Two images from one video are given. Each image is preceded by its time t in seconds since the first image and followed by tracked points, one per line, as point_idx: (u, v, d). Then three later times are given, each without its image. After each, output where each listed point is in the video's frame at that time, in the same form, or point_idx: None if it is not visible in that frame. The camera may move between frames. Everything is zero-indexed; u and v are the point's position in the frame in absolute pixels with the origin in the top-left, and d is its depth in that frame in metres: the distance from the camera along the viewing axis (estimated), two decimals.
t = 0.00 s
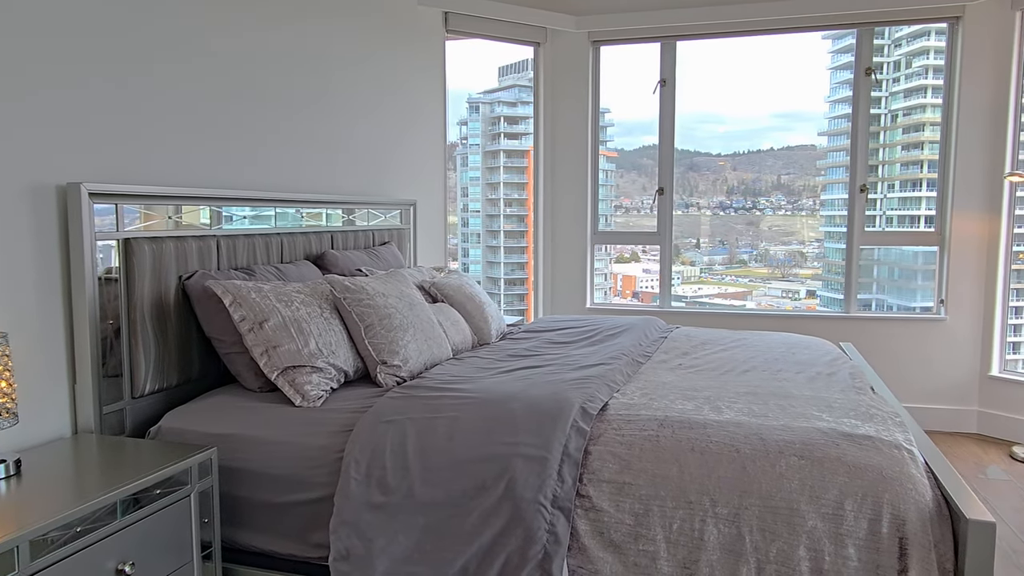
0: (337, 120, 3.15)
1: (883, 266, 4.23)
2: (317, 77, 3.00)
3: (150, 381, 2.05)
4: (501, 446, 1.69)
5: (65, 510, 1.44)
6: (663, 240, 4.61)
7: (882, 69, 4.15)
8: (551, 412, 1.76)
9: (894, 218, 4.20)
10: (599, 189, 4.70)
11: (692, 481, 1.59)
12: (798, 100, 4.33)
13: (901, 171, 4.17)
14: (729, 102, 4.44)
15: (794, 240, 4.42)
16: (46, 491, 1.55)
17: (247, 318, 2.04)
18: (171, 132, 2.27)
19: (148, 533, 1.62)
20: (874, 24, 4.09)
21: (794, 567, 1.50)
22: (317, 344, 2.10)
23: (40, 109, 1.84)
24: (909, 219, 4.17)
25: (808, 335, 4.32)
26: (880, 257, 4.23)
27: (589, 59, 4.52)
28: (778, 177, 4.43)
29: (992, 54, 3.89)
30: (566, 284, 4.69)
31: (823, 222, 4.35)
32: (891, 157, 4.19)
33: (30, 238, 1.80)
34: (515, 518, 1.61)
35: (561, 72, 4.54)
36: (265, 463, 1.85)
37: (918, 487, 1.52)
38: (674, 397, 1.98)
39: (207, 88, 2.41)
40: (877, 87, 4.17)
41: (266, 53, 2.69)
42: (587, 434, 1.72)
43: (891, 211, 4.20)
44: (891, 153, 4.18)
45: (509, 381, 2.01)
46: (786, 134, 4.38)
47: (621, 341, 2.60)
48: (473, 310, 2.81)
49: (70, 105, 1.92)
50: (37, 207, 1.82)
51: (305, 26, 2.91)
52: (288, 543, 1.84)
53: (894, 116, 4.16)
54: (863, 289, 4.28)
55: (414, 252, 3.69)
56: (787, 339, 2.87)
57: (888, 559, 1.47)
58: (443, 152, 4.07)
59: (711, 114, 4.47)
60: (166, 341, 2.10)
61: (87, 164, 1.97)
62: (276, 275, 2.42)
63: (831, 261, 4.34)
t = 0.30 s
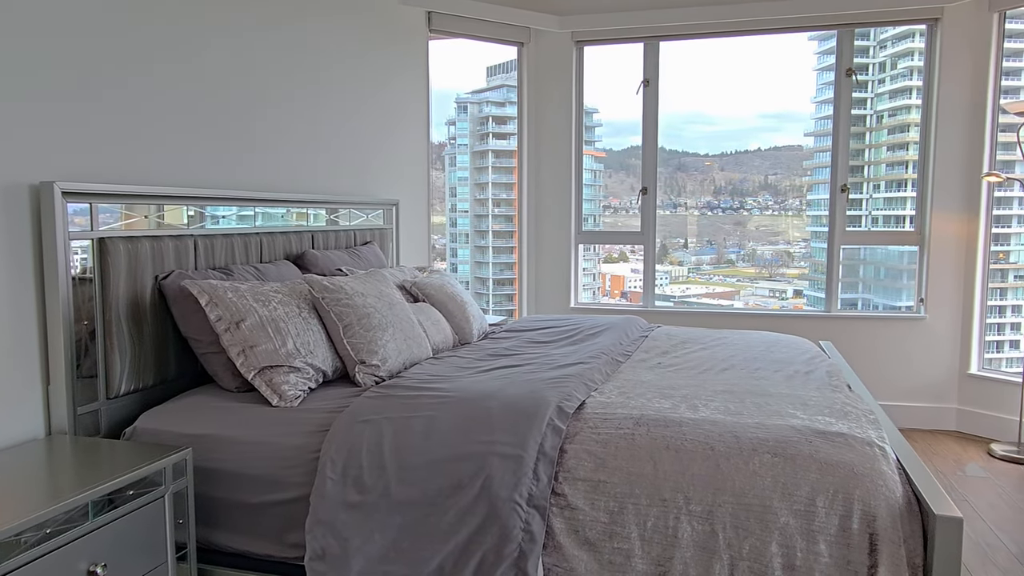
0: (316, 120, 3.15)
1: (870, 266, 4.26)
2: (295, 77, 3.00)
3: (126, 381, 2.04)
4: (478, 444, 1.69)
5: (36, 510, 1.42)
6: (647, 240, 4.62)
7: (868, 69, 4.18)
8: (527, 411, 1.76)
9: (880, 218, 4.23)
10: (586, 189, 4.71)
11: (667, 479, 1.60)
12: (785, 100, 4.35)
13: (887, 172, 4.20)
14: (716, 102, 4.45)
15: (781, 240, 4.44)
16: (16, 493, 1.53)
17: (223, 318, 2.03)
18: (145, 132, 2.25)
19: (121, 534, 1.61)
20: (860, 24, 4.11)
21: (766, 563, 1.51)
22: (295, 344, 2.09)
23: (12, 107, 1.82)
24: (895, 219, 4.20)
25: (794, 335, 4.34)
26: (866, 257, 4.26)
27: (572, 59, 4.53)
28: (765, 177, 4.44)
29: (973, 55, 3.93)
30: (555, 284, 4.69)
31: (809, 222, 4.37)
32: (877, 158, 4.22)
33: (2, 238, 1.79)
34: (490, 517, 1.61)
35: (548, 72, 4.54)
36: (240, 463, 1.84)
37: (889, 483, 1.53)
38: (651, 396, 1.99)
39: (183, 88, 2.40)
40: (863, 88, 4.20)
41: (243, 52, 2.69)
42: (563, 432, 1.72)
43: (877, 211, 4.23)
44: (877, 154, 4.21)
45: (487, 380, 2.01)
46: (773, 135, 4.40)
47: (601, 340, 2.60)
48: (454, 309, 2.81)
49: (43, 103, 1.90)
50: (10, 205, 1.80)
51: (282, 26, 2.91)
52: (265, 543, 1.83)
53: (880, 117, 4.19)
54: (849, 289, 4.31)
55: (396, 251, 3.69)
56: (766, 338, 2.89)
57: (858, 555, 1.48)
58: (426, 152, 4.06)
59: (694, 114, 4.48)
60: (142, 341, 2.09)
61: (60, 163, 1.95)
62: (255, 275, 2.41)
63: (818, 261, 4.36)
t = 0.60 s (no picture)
0: (294, 120, 3.14)
1: (855, 266, 4.30)
2: (272, 76, 2.99)
3: (102, 382, 2.02)
4: (454, 443, 1.69)
5: (7, 511, 1.41)
6: (630, 239, 4.64)
7: (853, 70, 4.22)
8: (504, 410, 1.76)
9: (866, 218, 4.26)
10: (574, 188, 4.71)
11: (642, 477, 1.60)
12: (770, 101, 4.37)
13: (873, 172, 4.23)
14: (702, 103, 4.47)
15: (768, 240, 4.46)
16: None
17: (200, 318, 2.02)
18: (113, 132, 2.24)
19: (94, 535, 1.60)
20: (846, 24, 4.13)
21: (741, 560, 1.52)
22: (273, 344, 2.08)
23: None
24: (881, 219, 4.24)
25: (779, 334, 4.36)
26: (852, 257, 4.29)
27: (556, 58, 4.54)
28: (752, 177, 4.46)
29: (952, 55, 3.97)
30: (543, 284, 4.69)
31: (796, 222, 4.40)
32: (862, 158, 4.25)
33: None
34: (466, 516, 1.61)
35: (534, 72, 4.54)
36: (217, 464, 1.83)
37: (861, 480, 1.55)
38: (628, 394, 2.00)
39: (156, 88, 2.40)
40: (849, 89, 4.23)
41: (219, 52, 2.68)
42: (540, 431, 1.72)
43: (863, 211, 4.26)
44: (862, 154, 4.24)
45: (465, 380, 2.01)
46: (760, 135, 4.41)
47: (581, 339, 2.61)
48: (436, 309, 2.80)
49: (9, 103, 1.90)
50: None
51: (259, 25, 2.90)
52: (242, 543, 1.82)
53: (866, 118, 4.23)
54: (835, 289, 4.34)
55: (379, 251, 3.69)
56: (747, 336, 2.90)
57: (831, 551, 1.49)
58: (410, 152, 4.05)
59: (677, 115, 4.51)
60: (118, 342, 2.07)
61: (26, 163, 1.95)
62: (234, 274, 2.40)
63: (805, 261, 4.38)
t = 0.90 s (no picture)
0: (275, 118, 3.13)
1: (843, 265, 4.32)
2: (255, 75, 2.98)
3: (79, 382, 2.01)
4: (434, 442, 1.69)
5: None
6: (616, 239, 4.66)
7: (840, 71, 4.25)
8: (484, 408, 1.76)
9: (853, 218, 4.29)
10: (563, 188, 4.72)
11: (621, 475, 1.61)
12: (756, 101, 4.39)
13: (859, 172, 4.26)
14: (690, 103, 4.48)
15: (756, 240, 4.47)
16: None
17: (178, 317, 2.01)
18: (86, 131, 2.22)
19: (69, 536, 1.58)
20: (832, 25, 4.15)
21: (718, 557, 1.53)
22: (253, 343, 2.07)
23: None
24: (868, 219, 4.27)
25: (766, 334, 4.38)
26: (839, 256, 4.32)
27: (542, 58, 4.54)
28: (740, 178, 4.47)
29: (934, 56, 4.01)
30: (533, 284, 4.69)
31: (783, 222, 4.42)
32: (849, 159, 4.28)
33: None
34: (445, 514, 1.61)
35: (522, 72, 4.54)
36: (194, 464, 1.82)
37: (837, 476, 1.56)
38: (609, 393, 2.00)
39: (134, 87, 2.38)
40: (835, 90, 4.26)
41: (200, 51, 2.66)
42: (519, 429, 1.73)
43: (849, 211, 4.29)
44: (849, 155, 4.27)
45: (445, 378, 2.01)
46: (749, 136, 4.43)
47: (563, 338, 2.62)
48: (419, 308, 2.80)
49: None
50: None
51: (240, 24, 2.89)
52: (220, 544, 1.81)
53: (852, 118, 4.26)
54: (822, 288, 4.36)
55: (364, 250, 3.69)
56: (728, 335, 2.92)
57: (807, 547, 1.50)
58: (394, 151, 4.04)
59: (663, 115, 4.53)
60: (95, 342, 2.05)
61: None
62: (214, 273, 2.38)
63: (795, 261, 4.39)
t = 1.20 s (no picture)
0: (255, 117, 3.12)
1: (829, 265, 4.35)
2: (231, 73, 2.97)
3: (54, 383, 1.98)
4: (411, 442, 1.68)
5: None
6: (601, 238, 4.66)
7: (826, 73, 4.28)
8: (462, 408, 1.76)
9: (839, 218, 4.32)
10: (551, 189, 4.72)
11: (598, 473, 1.61)
12: (742, 101, 4.41)
13: (846, 172, 4.29)
14: (677, 103, 4.50)
15: (744, 240, 4.49)
16: None
17: (154, 317, 2.00)
18: (44, 129, 2.21)
19: (42, 538, 1.56)
20: (818, 26, 4.18)
21: (694, 556, 1.53)
22: (231, 343, 2.06)
23: None
24: (853, 219, 4.30)
25: (753, 334, 4.40)
26: (826, 256, 4.35)
27: (526, 58, 4.54)
28: (727, 178, 4.49)
29: (916, 56, 4.03)
30: (521, 284, 4.69)
31: (770, 222, 4.44)
32: (835, 159, 4.31)
33: None
34: (422, 514, 1.60)
35: (510, 71, 4.54)
36: (171, 465, 1.80)
37: (812, 475, 1.57)
38: (590, 392, 2.00)
39: (96, 83, 2.38)
40: (821, 91, 4.29)
41: (169, 48, 2.67)
42: (497, 429, 1.72)
43: (836, 211, 4.32)
44: (835, 155, 4.30)
45: (424, 378, 2.00)
46: (736, 136, 4.44)
47: (546, 338, 2.62)
48: (401, 309, 2.79)
49: None
50: None
51: (215, 22, 2.88)
52: (198, 545, 1.79)
53: (838, 119, 4.29)
54: (809, 288, 4.39)
55: (346, 249, 3.69)
56: (708, 334, 2.94)
57: (782, 545, 1.51)
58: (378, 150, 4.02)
59: (650, 115, 4.54)
60: (71, 342, 2.03)
61: None
62: (193, 273, 2.37)
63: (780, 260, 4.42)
